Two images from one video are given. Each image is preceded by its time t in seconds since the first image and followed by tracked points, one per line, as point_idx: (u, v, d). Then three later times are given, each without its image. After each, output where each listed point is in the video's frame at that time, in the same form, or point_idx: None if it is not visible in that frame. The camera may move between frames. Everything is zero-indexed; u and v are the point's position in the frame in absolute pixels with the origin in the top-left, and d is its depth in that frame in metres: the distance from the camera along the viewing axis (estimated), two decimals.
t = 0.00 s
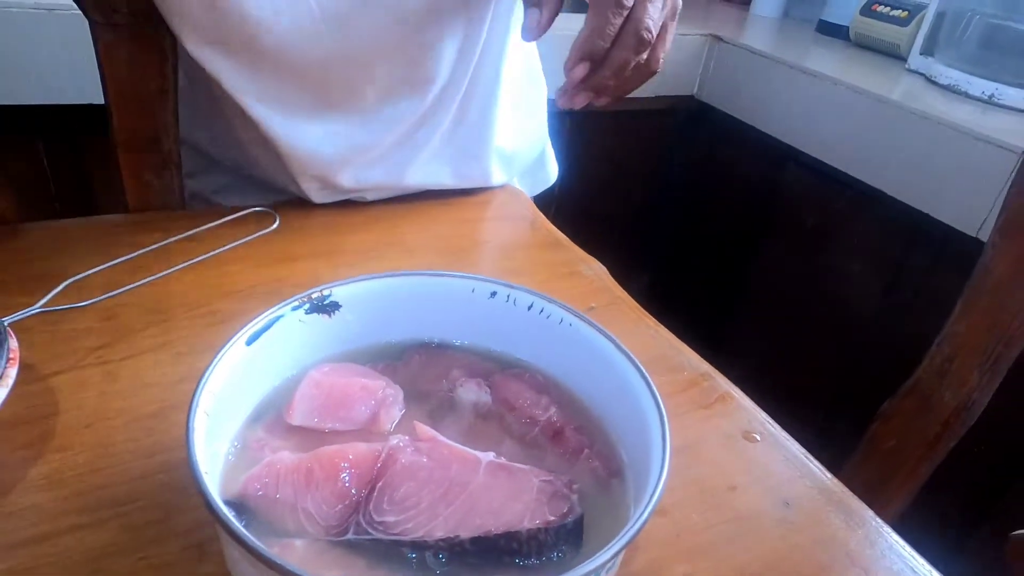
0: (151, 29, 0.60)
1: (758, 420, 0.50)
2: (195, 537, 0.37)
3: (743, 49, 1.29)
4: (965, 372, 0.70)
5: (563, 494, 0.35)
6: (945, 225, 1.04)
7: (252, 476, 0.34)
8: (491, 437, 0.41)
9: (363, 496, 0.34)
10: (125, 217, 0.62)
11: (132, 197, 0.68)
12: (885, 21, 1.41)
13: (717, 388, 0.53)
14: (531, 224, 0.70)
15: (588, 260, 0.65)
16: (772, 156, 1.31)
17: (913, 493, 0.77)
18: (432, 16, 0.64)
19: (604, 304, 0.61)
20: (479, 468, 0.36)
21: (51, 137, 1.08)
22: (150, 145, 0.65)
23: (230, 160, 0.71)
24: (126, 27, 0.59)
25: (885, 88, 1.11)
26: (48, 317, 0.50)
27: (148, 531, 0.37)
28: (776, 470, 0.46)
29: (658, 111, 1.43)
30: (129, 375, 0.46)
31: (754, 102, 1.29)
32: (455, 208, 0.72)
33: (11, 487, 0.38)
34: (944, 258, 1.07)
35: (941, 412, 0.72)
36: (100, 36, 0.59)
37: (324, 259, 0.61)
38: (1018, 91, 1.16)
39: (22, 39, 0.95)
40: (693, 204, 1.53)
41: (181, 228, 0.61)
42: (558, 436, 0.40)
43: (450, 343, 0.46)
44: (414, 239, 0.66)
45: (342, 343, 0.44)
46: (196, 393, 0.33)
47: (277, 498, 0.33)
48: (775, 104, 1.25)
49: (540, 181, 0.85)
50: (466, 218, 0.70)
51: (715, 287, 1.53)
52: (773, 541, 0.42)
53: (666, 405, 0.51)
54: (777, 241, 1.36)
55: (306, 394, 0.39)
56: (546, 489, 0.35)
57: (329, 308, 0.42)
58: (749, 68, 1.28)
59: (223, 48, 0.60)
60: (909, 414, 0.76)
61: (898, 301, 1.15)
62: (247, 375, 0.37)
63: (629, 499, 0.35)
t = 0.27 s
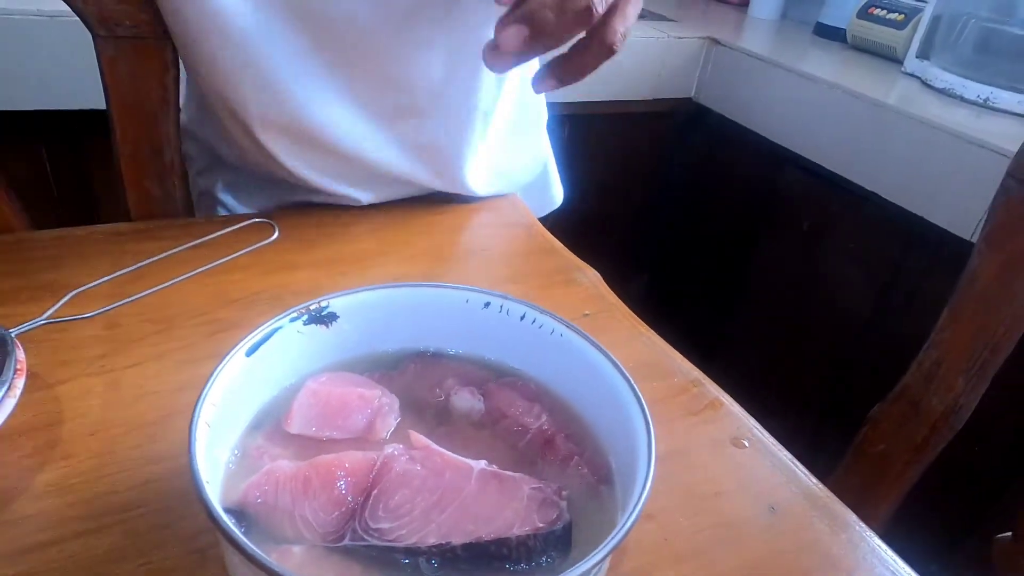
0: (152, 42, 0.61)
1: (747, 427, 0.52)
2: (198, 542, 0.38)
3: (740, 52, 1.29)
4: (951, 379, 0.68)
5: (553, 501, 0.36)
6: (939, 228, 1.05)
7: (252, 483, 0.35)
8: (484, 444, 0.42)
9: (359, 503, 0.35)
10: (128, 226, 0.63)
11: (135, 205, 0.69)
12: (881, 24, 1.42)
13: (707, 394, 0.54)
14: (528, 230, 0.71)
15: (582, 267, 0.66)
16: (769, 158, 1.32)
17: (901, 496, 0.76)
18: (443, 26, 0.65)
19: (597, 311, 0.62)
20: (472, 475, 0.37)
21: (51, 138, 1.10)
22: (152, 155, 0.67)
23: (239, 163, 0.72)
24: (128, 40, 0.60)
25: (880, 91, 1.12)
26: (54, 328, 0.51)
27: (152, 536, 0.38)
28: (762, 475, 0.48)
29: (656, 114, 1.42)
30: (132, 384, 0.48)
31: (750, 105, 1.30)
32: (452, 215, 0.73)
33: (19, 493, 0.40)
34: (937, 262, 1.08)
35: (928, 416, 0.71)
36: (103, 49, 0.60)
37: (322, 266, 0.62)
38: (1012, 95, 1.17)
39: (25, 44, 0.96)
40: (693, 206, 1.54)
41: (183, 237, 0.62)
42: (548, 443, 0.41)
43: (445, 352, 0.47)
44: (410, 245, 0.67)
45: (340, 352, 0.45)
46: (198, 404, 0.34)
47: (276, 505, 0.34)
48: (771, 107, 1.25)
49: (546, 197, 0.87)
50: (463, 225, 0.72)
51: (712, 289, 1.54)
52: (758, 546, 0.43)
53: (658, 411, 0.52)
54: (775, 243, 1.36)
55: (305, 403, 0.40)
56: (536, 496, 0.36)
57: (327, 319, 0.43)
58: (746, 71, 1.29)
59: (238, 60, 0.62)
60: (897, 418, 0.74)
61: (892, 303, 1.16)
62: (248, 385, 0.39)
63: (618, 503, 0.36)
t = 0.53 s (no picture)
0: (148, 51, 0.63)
1: (735, 431, 0.52)
2: (193, 548, 0.39)
3: (737, 54, 1.29)
4: (938, 383, 0.65)
5: (540, 507, 0.37)
6: (934, 230, 1.05)
7: (245, 490, 0.36)
8: (474, 450, 0.43)
9: (350, 510, 0.36)
10: (125, 232, 0.63)
11: (132, 212, 0.69)
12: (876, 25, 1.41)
13: (696, 399, 0.55)
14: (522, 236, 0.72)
15: (575, 272, 0.67)
16: (766, 159, 1.32)
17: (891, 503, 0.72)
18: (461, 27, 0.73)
19: (589, 316, 0.63)
20: (461, 482, 0.38)
21: (51, 143, 1.10)
22: (149, 162, 0.67)
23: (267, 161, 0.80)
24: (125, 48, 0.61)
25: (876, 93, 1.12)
26: (52, 336, 0.52)
27: (149, 542, 0.39)
28: (749, 479, 0.48)
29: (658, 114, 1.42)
30: (129, 391, 0.48)
31: (747, 107, 1.29)
32: (446, 219, 0.74)
33: (19, 500, 0.40)
34: (932, 262, 1.08)
35: (915, 421, 0.68)
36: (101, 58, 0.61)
37: (317, 272, 0.63)
38: (1006, 97, 1.17)
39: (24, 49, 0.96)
40: (694, 207, 1.53)
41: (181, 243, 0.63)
42: (537, 450, 0.42)
43: (437, 358, 0.48)
44: (404, 250, 0.67)
45: (333, 359, 0.46)
46: (192, 414, 0.35)
47: (268, 512, 0.35)
48: (768, 108, 1.25)
49: (566, 210, 0.92)
50: (457, 230, 0.72)
51: (708, 291, 1.54)
52: (743, 550, 0.44)
53: (647, 417, 0.53)
54: (772, 244, 1.36)
55: (298, 411, 0.41)
56: (524, 502, 0.37)
57: (319, 327, 0.44)
58: (744, 73, 1.28)
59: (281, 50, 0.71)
60: (886, 422, 0.70)
61: (888, 304, 1.15)
62: (243, 393, 0.39)
63: (604, 508, 0.37)
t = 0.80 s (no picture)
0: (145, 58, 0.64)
1: (725, 434, 0.53)
2: (188, 550, 0.39)
3: (733, 55, 1.27)
4: (926, 385, 0.66)
5: (528, 510, 0.37)
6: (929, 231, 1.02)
7: (239, 494, 0.37)
8: (465, 453, 0.43)
9: (342, 513, 0.37)
10: (123, 236, 0.64)
11: (130, 217, 0.70)
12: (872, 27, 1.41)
13: (687, 402, 0.55)
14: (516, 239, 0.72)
15: (569, 275, 0.68)
16: (760, 159, 1.30)
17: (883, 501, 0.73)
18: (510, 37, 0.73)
19: (583, 319, 0.63)
20: (451, 485, 0.38)
21: (52, 147, 1.11)
22: (146, 168, 0.68)
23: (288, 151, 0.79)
24: (121, 55, 0.63)
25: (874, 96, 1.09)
26: (49, 340, 0.53)
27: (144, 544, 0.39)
28: (738, 482, 0.49)
29: (650, 116, 1.40)
30: (126, 394, 0.49)
31: (742, 109, 1.27)
32: (439, 223, 0.74)
33: (17, 504, 0.41)
34: (927, 264, 1.06)
35: (905, 422, 0.68)
36: (97, 64, 0.63)
37: (312, 276, 0.64)
38: (1000, 99, 1.16)
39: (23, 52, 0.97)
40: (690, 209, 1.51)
41: (178, 247, 0.64)
42: (527, 453, 0.43)
43: (430, 362, 0.49)
44: (399, 254, 0.68)
45: (327, 363, 0.46)
46: (186, 419, 0.35)
47: (262, 515, 0.36)
48: (763, 110, 1.23)
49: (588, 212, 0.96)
50: (451, 234, 0.73)
51: (705, 292, 1.52)
52: (730, 552, 0.44)
53: (638, 420, 0.53)
54: (770, 246, 1.34)
55: (291, 416, 0.42)
56: (513, 505, 0.38)
57: (313, 332, 0.44)
58: (739, 74, 1.26)
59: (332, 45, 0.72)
60: (878, 422, 0.71)
61: (885, 306, 1.14)
62: (237, 398, 0.40)
63: (591, 512, 0.37)
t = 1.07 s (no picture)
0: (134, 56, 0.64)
1: (715, 435, 0.53)
2: (173, 552, 0.39)
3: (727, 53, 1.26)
4: (918, 384, 0.66)
5: (514, 512, 0.37)
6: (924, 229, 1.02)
7: (223, 496, 0.36)
8: (453, 454, 0.43)
9: (326, 514, 0.36)
10: (113, 236, 0.64)
11: (121, 217, 0.69)
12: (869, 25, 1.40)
13: (678, 402, 0.55)
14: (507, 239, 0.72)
15: (561, 275, 0.68)
16: (755, 157, 1.28)
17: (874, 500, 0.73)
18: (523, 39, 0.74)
19: (574, 319, 0.63)
20: (436, 487, 0.38)
21: (50, 149, 1.13)
22: (136, 166, 0.68)
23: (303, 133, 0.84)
24: (110, 54, 0.63)
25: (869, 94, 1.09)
26: (35, 341, 0.52)
27: (129, 546, 0.39)
28: (727, 482, 0.49)
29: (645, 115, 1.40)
30: (113, 395, 0.49)
31: (736, 107, 1.26)
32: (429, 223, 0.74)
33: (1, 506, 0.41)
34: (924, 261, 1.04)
35: (897, 421, 0.68)
36: (86, 63, 0.63)
37: (302, 277, 0.63)
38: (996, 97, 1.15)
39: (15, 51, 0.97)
40: (680, 209, 1.48)
41: (168, 248, 0.64)
42: (514, 454, 0.42)
43: (419, 363, 0.48)
44: (390, 254, 0.68)
45: (315, 364, 0.46)
46: (169, 421, 0.35)
47: (246, 517, 0.35)
48: (757, 109, 1.22)
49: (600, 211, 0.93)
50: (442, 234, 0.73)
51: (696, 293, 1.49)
52: (719, 553, 0.44)
53: (628, 422, 0.53)
54: (764, 244, 1.32)
55: (278, 417, 0.42)
56: (498, 507, 0.37)
57: (300, 332, 0.44)
58: (734, 72, 1.25)
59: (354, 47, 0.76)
60: (870, 422, 0.71)
61: (882, 305, 1.12)
62: (222, 400, 0.40)
63: (577, 513, 0.37)
